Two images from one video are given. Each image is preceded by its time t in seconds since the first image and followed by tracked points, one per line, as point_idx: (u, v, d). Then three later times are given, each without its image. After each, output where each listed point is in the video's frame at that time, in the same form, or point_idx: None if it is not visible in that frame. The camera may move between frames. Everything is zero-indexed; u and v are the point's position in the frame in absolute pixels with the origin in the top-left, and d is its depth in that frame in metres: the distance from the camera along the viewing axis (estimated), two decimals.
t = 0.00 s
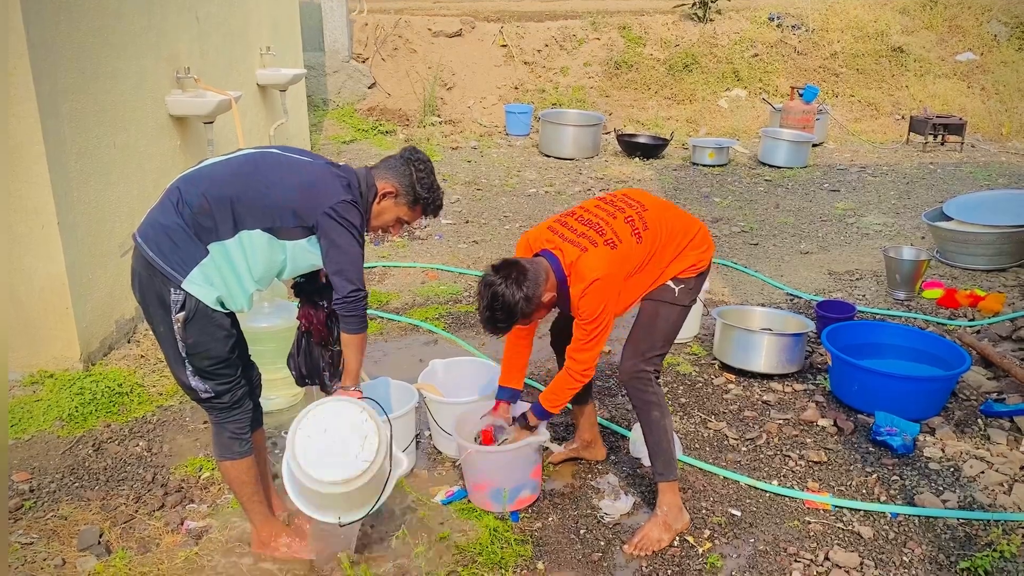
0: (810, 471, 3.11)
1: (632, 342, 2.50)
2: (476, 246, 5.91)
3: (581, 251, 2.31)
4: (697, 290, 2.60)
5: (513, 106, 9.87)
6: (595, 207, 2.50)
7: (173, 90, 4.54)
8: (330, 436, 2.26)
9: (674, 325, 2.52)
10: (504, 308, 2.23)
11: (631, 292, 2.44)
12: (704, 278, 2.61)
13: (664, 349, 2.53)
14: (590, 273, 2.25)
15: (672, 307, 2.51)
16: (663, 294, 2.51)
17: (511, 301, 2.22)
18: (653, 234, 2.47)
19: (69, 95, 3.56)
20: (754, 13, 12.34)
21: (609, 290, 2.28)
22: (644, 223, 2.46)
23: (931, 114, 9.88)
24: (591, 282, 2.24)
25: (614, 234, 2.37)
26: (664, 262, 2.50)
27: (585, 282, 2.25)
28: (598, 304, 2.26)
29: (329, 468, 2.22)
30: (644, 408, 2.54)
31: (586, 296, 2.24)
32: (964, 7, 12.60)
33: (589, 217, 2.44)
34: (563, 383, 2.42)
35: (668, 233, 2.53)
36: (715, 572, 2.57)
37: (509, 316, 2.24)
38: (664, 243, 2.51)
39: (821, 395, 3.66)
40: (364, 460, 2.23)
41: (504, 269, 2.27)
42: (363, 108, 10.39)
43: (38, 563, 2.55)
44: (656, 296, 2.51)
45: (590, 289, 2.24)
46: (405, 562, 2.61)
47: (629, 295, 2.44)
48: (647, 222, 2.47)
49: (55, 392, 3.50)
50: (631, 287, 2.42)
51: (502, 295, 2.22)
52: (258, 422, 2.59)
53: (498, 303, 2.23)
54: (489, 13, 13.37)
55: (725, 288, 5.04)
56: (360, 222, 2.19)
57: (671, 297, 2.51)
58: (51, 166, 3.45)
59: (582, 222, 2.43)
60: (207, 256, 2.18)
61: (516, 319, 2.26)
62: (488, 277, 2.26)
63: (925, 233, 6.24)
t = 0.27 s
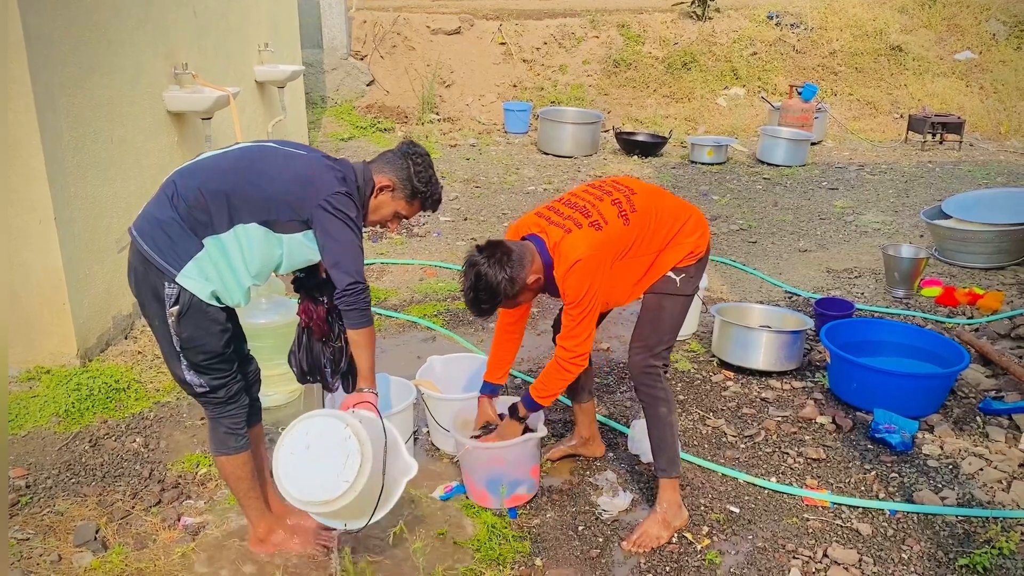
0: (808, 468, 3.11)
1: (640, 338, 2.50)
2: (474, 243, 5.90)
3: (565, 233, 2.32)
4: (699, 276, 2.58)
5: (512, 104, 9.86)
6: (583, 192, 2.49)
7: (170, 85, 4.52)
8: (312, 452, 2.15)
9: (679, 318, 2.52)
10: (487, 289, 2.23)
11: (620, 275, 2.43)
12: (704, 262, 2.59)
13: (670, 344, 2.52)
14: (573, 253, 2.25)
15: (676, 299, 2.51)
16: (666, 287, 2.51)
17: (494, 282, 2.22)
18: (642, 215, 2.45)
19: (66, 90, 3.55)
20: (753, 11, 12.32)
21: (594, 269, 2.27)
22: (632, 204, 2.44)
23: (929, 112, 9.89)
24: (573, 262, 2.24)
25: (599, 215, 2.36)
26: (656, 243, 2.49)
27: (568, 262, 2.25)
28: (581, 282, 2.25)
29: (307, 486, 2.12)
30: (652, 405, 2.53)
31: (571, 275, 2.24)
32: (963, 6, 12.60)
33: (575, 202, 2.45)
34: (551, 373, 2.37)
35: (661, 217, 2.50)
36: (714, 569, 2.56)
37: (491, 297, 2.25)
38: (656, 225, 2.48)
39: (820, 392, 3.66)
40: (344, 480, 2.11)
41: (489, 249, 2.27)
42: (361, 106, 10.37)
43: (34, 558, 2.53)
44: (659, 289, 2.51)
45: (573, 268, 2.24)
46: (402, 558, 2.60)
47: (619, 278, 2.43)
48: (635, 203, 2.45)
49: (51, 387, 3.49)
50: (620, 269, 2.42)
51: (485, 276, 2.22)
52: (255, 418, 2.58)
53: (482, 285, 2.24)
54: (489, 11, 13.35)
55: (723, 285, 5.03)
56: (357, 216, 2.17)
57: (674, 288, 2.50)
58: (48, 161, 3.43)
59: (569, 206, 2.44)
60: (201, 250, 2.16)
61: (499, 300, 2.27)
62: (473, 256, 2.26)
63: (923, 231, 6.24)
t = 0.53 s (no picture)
0: (805, 468, 3.12)
1: (637, 338, 2.50)
2: (471, 243, 5.90)
3: (553, 242, 2.31)
4: (695, 276, 2.58)
5: (510, 103, 9.86)
6: (574, 195, 2.45)
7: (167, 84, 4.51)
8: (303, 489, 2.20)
9: (678, 316, 2.52)
10: (478, 297, 2.26)
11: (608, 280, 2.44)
12: (699, 261, 2.59)
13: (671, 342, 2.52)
14: (559, 264, 2.27)
15: (674, 297, 2.51)
16: (664, 286, 2.51)
17: (485, 289, 2.24)
18: (632, 217, 2.42)
19: (63, 89, 3.54)
20: (750, 12, 12.34)
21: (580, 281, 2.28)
22: (621, 206, 2.41)
23: (926, 113, 9.90)
24: (557, 274, 2.26)
25: (588, 222, 2.34)
26: (646, 245, 2.47)
27: (554, 274, 2.27)
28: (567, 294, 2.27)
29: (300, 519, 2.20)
30: (651, 404, 2.53)
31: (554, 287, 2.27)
32: (960, 7, 12.62)
33: (568, 207, 2.41)
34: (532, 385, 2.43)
35: (652, 218, 2.48)
36: (710, 568, 2.56)
37: (482, 305, 2.27)
38: (646, 226, 2.46)
39: (816, 392, 3.66)
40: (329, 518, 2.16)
41: (481, 258, 2.29)
42: (359, 105, 10.36)
43: (29, 557, 2.53)
44: (656, 288, 2.51)
45: (557, 281, 2.26)
46: (397, 558, 2.60)
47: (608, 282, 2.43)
48: (625, 205, 2.42)
49: (47, 386, 3.48)
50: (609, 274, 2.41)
51: (476, 283, 2.25)
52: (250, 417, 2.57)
53: (473, 292, 2.26)
54: (487, 10, 13.35)
55: (720, 285, 5.04)
56: (348, 218, 2.15)
57: (672, 287, 2.51)
58: (44, 159, 3.43)
59: (560, 212, 2.41)
60: (195, 247, 2.17)
61: (491, 308, 2.29)
62: (466, 264, 2.29)
63: (920, 231, 6.26)
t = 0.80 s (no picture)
0: (801, 469, 3.12)
1: (638, 338, 2.50)
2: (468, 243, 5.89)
3: (550, 207, 2.31)
4: (693, 267, 2.56)
5: (507, 104, 9.85)
6: (573, 168, 2.47)
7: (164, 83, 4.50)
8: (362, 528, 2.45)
9: (677, 314, 2.52)
10: (467, 257, 2.23)
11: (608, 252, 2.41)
12: (693, 256, 2.55)
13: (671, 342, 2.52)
14: (558, 227, 2.24)
15: (672, 296, 2.50)
16: (661, 287, 2.48)
17: (474, 249, 2.22)
18: (631, 190, 2.42)
19: (59, 87, 3.53)
20: (748, 14, 12.35)
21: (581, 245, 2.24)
22: (620, 180, 2.41)
23: (923, 115, 9.92)
24: (556, 238, 2.23)
25: (585, 189, 2.33)
26: (646, 222, 2.45)
27: (552, 238, 2.24)
28: (570, 257, 2.23)
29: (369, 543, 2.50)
30: (652, 404, 2.54)
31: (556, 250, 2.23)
32: (957, 9, 12.65)
33: (565, 176, 2.43)
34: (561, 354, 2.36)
35: (651, 195, 2.47)
36: (706, 569, 2.56)
37: (471, 264, 2.24)
38: (644, 201, 2.45)
39: (813, 393, 3.66)
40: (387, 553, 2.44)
41: (472, 217, 2.28)
42: (356, 105, 10.35)
43: (24, 557, 2.52)
44: (653, 287, 2.49)
45: (558, 244, 2.23)
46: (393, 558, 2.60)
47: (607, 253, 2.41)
48: (624, 179, 2.42)
49: (42, 385, 3.47)
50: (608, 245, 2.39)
51: (466, 242, 2.22)
52: (247, 417, 2.57)
53: (461, 252, 2.23)
54: (484, 11, 13.35)
55: (717, 286, 5.04)
56: (338, 225, 2.12)
57: (668, 286, 2.48)
58: (40, 159, 3.42)
59: (558, 181, 2.42)
60: (188, 245, 2.17)
61: (479, 267, 2.26)
62: (455, 222, 2.27)
63: (916, 233, 6.27)
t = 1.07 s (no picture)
0: (797, 470, 3.12)
1: (640, 339, 2.51)
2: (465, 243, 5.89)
3: (554, 205, 2.29)
4: (694, 267, 2.56)
5: (504, 105, 9.85)
6: (573, 164, 2.47)
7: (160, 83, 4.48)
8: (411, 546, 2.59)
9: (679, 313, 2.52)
10: (471, 249, 2.20)
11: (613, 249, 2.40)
12: (694, 254, 2.56)
13: (673, 341, 2.52)
14: (564, 227, 2.22)
15: (674, 295, 2.50)
16: (663, 287, 2.48)
17: (478, 242, 2.19)
18: (633, 186, 2.41)
19: (55, 86, 3.52)
20: (745, 15, 12.37)
21: (588, 243, 2.22)
22: (623, 176, 2.41)
23: (919, 117, 9.94)
24: (564, 235, 2.21)
25: (589, 186, 2.33)
26: (649, 218, 2.45)
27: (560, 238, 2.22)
28: (578, 255, 2.22)
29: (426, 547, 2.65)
30: (654, 404, 2.54)
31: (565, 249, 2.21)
32: (954, 12, 12.69)
33: (565, 172, 2.43)
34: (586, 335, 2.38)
35: (652, 191, 2.46)
36: (702, 569, 2.56)
37: (475, 256, 2.21)
38: (646, 198, 2.44)
39: (809, 394, 3.67)
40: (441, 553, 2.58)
41: (477, 209, 2.25)
42: (353, 105, 10.35)
43: (18, 557, 2.51)
44: (655, 288, 2.49)
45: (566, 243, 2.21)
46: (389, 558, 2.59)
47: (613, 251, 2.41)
48: (625, 175, 2.42)
49: (37, 384, 3.45)
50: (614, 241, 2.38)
51: (470, 234, 2.20)
52: (242, 415, 2.56)
53: (465, 243, 2.21)
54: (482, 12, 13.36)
55: (714, 287, 5.04)
56: (325, 250, 2.07)
57: (671, 285, 2.48)
58: (36, 158, 3.41)
59: (559, 177, 2.41)
60: (179, 245, 2.16)
61: (483, 260, 2.23)
62: (460, 214, 2.23)
63: (913, 234, 6.28)
